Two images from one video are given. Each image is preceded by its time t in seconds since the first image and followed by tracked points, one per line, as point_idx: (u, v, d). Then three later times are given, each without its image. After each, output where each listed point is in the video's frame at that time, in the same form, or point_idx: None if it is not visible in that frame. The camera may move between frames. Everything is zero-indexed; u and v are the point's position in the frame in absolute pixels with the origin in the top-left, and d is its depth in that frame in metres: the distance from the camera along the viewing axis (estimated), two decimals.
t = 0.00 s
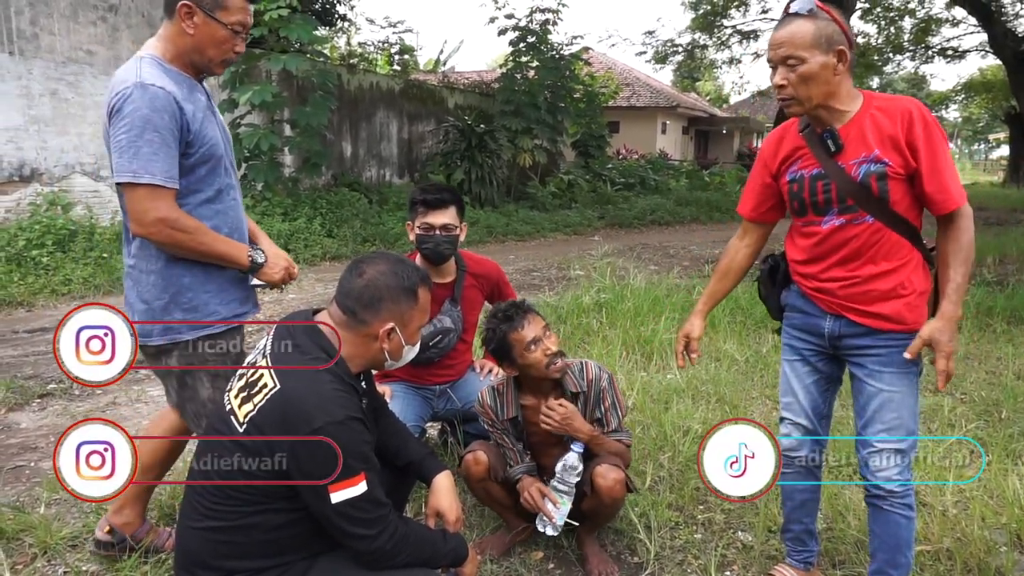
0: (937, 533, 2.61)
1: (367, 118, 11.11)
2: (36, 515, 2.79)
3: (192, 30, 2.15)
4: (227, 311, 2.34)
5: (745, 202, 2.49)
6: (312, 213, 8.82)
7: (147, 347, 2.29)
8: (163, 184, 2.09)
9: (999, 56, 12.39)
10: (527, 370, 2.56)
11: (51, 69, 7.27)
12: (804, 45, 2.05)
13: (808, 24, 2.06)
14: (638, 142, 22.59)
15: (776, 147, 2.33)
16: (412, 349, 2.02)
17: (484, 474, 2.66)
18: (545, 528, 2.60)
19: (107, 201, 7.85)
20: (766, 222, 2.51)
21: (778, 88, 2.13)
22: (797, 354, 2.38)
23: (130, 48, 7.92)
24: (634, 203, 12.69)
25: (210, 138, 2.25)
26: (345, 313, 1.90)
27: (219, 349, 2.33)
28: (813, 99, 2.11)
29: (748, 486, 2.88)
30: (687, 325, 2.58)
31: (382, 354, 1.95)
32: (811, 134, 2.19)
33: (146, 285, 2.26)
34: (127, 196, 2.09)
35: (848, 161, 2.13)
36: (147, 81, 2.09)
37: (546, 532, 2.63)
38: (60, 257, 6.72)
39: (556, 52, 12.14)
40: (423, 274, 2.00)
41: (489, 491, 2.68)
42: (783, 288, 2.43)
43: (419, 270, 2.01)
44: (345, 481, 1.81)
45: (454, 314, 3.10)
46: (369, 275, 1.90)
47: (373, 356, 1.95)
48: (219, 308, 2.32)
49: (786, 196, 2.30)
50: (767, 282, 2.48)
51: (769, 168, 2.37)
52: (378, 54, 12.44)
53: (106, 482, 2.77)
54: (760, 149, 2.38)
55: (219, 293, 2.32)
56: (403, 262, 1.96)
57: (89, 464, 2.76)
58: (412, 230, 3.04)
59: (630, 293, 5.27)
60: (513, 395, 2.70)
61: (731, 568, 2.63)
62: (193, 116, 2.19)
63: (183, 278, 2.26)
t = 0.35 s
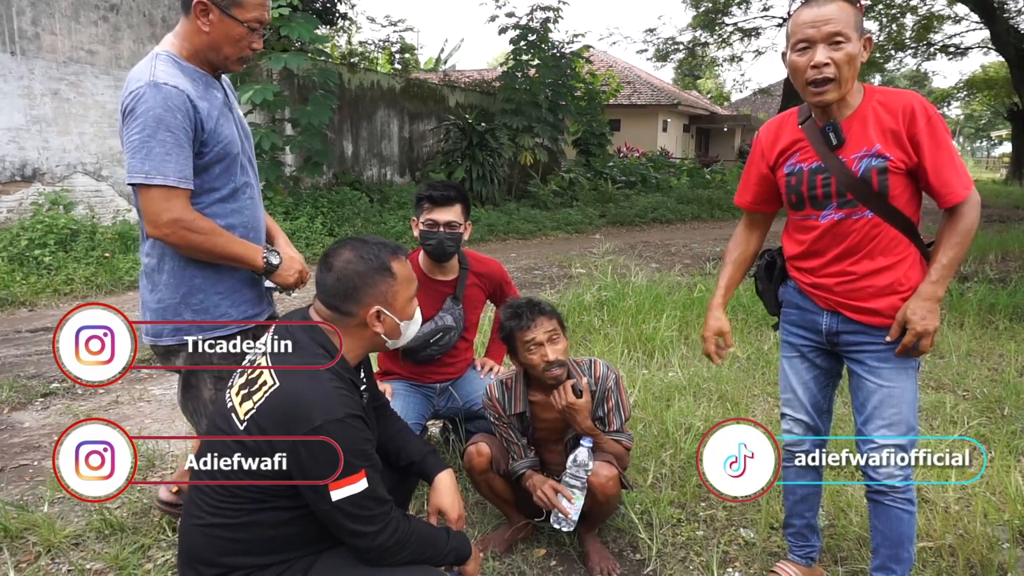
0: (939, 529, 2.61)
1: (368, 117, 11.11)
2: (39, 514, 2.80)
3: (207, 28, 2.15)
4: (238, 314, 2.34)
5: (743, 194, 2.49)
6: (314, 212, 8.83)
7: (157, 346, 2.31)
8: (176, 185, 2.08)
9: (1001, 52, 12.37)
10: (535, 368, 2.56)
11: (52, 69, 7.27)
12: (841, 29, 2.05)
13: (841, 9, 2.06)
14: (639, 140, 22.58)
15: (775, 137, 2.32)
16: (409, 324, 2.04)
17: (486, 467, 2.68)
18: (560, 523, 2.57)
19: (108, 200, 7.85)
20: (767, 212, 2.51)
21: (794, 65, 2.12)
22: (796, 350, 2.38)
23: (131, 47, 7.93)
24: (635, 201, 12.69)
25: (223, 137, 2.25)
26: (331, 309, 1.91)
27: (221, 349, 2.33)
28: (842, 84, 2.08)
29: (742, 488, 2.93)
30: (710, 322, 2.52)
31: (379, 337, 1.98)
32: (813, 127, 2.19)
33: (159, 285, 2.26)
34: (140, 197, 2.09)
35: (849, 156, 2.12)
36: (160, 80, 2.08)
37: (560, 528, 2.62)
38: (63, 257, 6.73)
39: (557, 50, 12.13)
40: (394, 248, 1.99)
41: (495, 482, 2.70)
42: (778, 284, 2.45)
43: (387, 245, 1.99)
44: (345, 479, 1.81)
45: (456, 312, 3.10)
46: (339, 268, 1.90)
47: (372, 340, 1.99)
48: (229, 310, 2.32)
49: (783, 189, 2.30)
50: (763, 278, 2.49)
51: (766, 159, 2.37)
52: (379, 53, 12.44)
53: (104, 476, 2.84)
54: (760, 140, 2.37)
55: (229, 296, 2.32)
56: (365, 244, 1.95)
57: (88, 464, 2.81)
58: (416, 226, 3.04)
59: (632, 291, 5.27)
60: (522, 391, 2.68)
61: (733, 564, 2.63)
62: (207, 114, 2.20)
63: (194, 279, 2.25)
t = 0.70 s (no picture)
0: (939, 525, 2.62)
1: (368, 117, 11.11)
2: (41, 514, 2.80)
3: (210, 28, 2.16)
4: (240, 314, 2.34)
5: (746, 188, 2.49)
6: (313, 212, 8.83)
7: (161, 342, 2.35)
8: (164, 184, 2.09)
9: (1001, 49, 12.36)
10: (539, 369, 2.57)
11: (52, 69, 7.27)
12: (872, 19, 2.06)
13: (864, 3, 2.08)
14: (639, 139, 22.58)
15: (776, 132, 2.31)
16: (402, 313, 2.05)
17: (488, 465, 2.68)
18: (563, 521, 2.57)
19: (108, 201, 7.85)
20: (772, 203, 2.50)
21: (812, 53, 2.10)
22: (794, 350, 2.38)
23: (130, 48, 7.93)
24: (634, 200, 12.69)
25: (222, 137, 2.24)
26: (325, 310, 1.91)
27: (221, 348, 2.33)
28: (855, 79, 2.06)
29: (741, 488, 2.91)
30: (752, 313, 2.41)
31: (376, 329, 1.99)
32: (817, 124, 2.17)
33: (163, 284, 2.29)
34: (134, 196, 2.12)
35: (857, 155, 2.12)
36: (155, 80, 2.09)
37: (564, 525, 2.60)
38: (63, 258, 6.74)
39: (556, 49, 12.13)
40: (380, 240, 1.99)
41: (495, 479, 2.70)
42: (773, 282, 2.43)
43: (373, 238, 1.99)
44: (343, 480, 1.82)
45: (456, 311, 3.10)
46: (328, 267, 1.89)
47: (368, 334, 1.99)
48: (229, 310, 2.32)
49: (784, 186, 2.28)
50: (761, 274, 2.47)
51: (766, 154, 2.35)
52: (378, 53, 12.45)
53: (105, 475, 2.84)
54: (761, 136, 2.35)
55: (229, 295, 2.32)
56: (352, 239, 1.95)
57: (88, 463, 2.81)
58: (416, 225, 3.04)
59: (632, 290, 5.27)
60: (523, 390, 2.68)
61: (734, 561, 2.64)
62: (205, 114, 2.19)
63: (194, 278, 2.26)
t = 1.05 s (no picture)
0: (931, 528, 2.63)
1: (363, 120, 11.11)
2: (33, 517, 2.79)
3: (221, 37, 2.17)
4: (249, 312, 2.36)
5: (741, 190, 2.50)
6: (308, 215, 8.83)
7: (170, 338, 2.36)
8: (177, 186, 2.10)
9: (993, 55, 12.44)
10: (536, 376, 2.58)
11: (46, 72, 7.26)
12: (842, 32, 2.04)
13: (858, 10, 2.07)
14: (634, 143, 22.64)
15: (774, 133, 2.31)
16: (402, 330, 2.03)
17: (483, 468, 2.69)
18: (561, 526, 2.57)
19: (102, 203, 7.84)
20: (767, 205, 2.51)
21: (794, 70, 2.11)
22: (785, 353, 2.39)
23: (125, 50, 7.93)
24: (629, 204, 12.73)
25: (233, 142, 2.25)
26: (327, 310, 1.91)
27: (220, 348, 2.34)
28: (834, 90, 2.08)
29: (743, 488, 2.90)
30: (743, 310, 2.46)
31: (372, 340, 1.96)
32: (814, 128, 2.18)
33: (173, 282, 2.30)
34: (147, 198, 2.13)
35: (852, 161, 2.12)
36: (169, 86, 2.12)
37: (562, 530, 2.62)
38: (56, 260, 6.72)
39: (551, 53, 12.16)
40: (395, 254, 1.99)
41: (491, 484, 2.71)
42: (764, 285, 2.45)
43: (389, 251, 2.00)
44: (337, 481, 1.82)
45: (451, 313, 3.12)
46: (340, 270, 1.90)
47: (364, 343, 1.97)
48: (239, 308, 2.33)
49: (778, 188, 2.29)
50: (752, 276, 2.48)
51: (762, 155, 2.37)
52: (373, 56, 12.49)
53: (104, 474, 2.84)
54: (758, 137, 2.37)
55: (238, 293, 2.33)
56: (369, 247, 1.95)
57: (88, 464, 2.81)
58: (412, 229, 3.05)
59: (626, 293, 5.28)
60: (518, 394, 2.68)
61: (728, 565, 2.64)
62: (217, 119, 2.20)
63: (205, 276, 2.28)
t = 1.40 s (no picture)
0: (926, 534, 2.63)
1: (363, 121, 11.12)
2: (30, 514, 2.79)
3: (243, 40, 2.24)
4: (265, 307, 2.40)
5: (744, 197, 2.51)
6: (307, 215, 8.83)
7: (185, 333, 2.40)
8: (204, 182, 2.17)
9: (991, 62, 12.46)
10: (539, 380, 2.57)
11: (47, 69, 7.26)
12: (803, 45, 2.08)
13: (828, 23, 2.10)
14: (633, 147, 22.65)
15: (766, 142, 2.35)
16: (411, 344, 2.02)
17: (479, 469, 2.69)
18: (557, 527, 2.58)
19: (102, 201, 7.84)
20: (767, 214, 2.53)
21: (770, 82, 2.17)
22: (780, 355, 2.40)
23: (127, 49, 7.94)
24: (628, 207, 12.74)
25: (254, 140, 2.32)
26: (339, 311, 1.91)
27: (219, 348, 2.37)
28: (800, 101, 2.12)
29: (744, 487, 2.90)
30: (728, 320, 2.57)
31: (379, 349, 1.96)
32: (799, 136, 2.21)
33: (190, 276, 2.35)
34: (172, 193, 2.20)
35: (834, 169, 2.14)
36: (196, 86, 2.18)
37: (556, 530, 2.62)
38: (55, 258, 6.72)
39: (552, 56, 12.18)
40: (415, 268, 2.00)
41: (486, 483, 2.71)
42: (765, 288, 2.46)
43: (411, 266, 2.01)
44: (337, 480, 1.81)
45: (449, 314, 3.14)
46: (360, 272, 1.91)
47: (370, 350, 1.96)
48: (256, 303, 2.38)
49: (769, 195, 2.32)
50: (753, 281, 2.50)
51: (756, 164, 2.41)
52: (374, 57, 12.55)
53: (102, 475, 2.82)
54: (752, 145, 2.41)
55: (256, 287, 2.38)
56: (393, 258, 1.97)
57: (87, 464, 2.80)
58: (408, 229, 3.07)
59: (625, 297, 5.29)
60: (517, 396, 2.71)
61: (723, 569, 2.65)
62: (239, 118, 2.27)
63: (222, 270, 2.33)
